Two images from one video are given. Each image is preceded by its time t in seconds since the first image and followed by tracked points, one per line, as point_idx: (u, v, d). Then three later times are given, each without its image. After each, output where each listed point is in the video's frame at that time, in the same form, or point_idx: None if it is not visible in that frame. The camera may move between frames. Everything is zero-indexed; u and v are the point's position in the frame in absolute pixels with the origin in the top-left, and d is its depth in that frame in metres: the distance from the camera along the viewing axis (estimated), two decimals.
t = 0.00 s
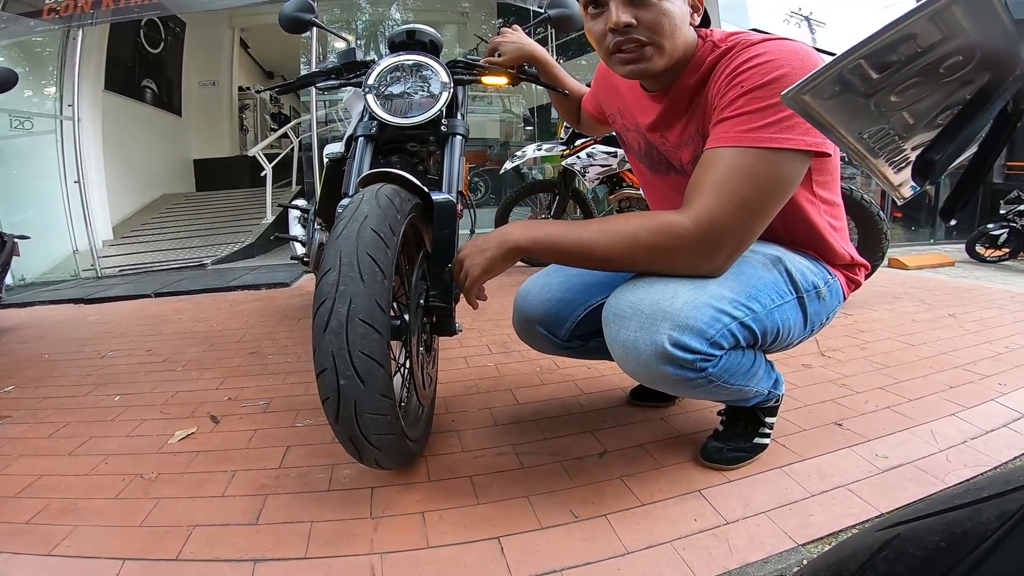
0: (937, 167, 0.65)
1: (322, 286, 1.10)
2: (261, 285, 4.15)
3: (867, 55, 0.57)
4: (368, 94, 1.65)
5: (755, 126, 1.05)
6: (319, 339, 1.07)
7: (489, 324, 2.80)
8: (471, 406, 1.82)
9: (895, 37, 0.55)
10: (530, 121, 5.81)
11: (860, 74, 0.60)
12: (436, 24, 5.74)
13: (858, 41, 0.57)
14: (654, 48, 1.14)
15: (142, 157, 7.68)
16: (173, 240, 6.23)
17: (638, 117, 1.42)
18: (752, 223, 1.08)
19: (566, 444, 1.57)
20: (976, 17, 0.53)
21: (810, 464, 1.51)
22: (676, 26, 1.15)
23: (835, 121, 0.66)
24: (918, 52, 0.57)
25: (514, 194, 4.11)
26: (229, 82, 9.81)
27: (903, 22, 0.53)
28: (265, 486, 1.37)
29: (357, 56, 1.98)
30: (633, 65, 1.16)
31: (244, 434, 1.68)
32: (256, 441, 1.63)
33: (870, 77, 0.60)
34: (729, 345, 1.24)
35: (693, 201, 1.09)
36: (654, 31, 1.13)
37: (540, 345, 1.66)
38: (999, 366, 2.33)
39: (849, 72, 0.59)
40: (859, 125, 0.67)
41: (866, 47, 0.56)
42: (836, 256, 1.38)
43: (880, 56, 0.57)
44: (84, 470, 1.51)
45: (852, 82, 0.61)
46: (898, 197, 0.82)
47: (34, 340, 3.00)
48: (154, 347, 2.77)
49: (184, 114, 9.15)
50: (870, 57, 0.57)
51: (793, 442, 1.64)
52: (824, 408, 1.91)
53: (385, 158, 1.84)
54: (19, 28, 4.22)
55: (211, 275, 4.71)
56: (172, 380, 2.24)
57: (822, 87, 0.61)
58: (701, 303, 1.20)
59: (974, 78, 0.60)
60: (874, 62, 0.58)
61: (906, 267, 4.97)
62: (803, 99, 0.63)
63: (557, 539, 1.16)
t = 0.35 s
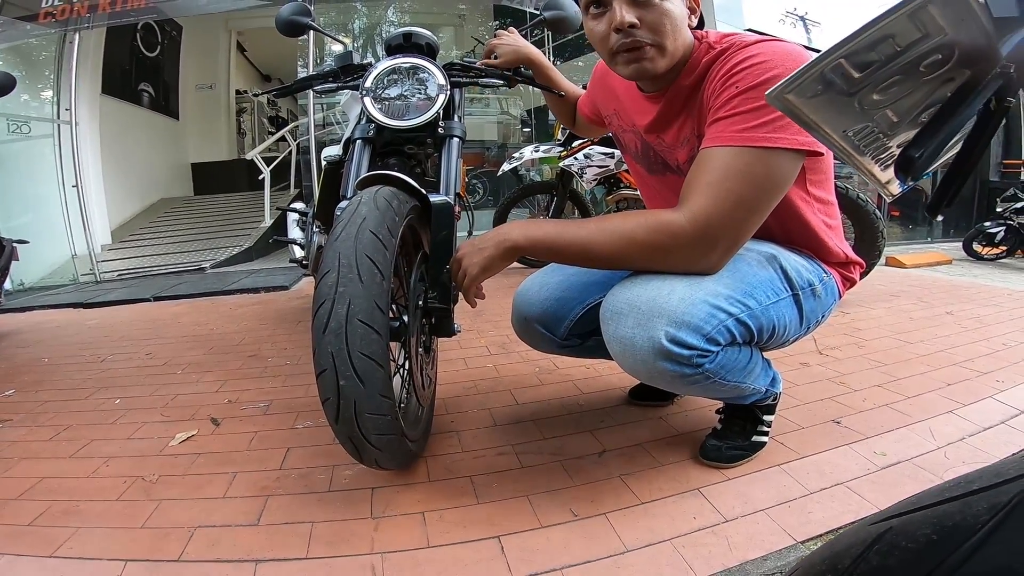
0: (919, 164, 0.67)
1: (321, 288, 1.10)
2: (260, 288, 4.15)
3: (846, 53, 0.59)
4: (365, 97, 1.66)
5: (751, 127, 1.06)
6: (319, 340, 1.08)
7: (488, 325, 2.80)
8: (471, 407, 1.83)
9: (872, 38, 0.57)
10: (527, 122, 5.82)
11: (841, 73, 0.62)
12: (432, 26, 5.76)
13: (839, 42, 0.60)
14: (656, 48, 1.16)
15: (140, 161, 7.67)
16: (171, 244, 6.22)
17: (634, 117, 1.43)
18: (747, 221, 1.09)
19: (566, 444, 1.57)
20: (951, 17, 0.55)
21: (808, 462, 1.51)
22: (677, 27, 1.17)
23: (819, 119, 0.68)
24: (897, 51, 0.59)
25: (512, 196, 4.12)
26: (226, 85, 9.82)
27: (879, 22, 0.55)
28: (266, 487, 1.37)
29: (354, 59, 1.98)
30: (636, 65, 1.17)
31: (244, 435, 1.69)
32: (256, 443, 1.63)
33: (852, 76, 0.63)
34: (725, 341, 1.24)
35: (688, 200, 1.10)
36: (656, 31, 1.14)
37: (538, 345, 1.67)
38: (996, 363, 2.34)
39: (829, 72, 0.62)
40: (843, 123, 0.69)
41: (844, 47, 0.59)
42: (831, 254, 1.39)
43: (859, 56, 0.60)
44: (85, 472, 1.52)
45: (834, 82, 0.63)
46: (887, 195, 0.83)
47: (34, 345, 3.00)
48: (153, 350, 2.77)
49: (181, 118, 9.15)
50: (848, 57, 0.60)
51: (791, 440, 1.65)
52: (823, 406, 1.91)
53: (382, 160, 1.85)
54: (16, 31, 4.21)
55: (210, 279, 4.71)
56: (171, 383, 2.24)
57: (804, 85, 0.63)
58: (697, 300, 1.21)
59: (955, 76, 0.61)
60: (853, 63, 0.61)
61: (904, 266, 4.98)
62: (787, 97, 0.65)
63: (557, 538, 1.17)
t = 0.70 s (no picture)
0: (897, 181, 0.65)
1: (319, 302, 1.11)
2: (257, 298, 4.15)
3: (825, 72, 0.61)
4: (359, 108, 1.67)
5: (743, 137, 1.08)
6: (317, 354, 1.08)
7: (485, 334, 2.81)
8: (469, 416, 1.84)
9: (851, 55, 0.60)
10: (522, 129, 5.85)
11: (821, 91, 0.64)
12: (426, 35, 5.80)
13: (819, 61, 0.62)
14: (647, 60, 1.18)
15: (134, 170, 7.67)
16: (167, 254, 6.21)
17: (628, 127, 1.45)
18: (740, 230, 1.11)
19: (563, 451, 1.58)
20: (927, 32, 0.58)
21: (804, 467, 1.53)
22: (668, 38, 1.19)
23: (801, 138, 0.70)
24: (873, 68, 0.62)
25: (508, 203, 4.14)
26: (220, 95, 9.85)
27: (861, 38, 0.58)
28: (266, 498, 1.38)
29: (348, 71, 2.00)
30: (628, 77, 1.19)
31: (243, 446, 1.69)
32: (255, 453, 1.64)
33: (831, 94, 0.65)
34: (720, 349, 1.26)
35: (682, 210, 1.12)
36: (646, 43, 1.16)
37: (535, 354, 1.68)
38: (989, 365, 2.36)
39: (809, 91, 0.64)
40: (824, 140, 0.70)
41: (824, 65, 0.61)
42: (823, 261, 1.41)
43: (837, 75, 0.62)
44: (85, 483, 1.52)
45: (814, 100, 0.65)
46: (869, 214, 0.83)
47: (30, 357, 2.99)
48: (151, 361, 2.77)
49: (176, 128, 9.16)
50: (827, 76, 0.62)
51: (788, 445, 1.66)
52: (818, 411, 1.93)
53: (377, 172, 1.86)
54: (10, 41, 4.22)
55: (206, 289, 4.71)
56: (169, 395, 2.24)
57: (785, 104, 0.65)
58: (691, 309, 1.23)
59: (933, 91, 0.65)
60: (832, 82, 0.63)
61: (897, 268, 5.02)
62: (769, 118, 0.67)
63: (556, 545, 1.17)
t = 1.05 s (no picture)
0: (887, 187, 0.67)
1: (319, 307, 1.12)
2: (253, 303, 4.15)
3: (818, 82, 0.63)
4: (357, 113, 1.67)
5: (738, 142, 1.09)
6: (318, 359, 1.09)
7: (483, 338, 2.82)
8: (468, 419, 1.84)
9: (844, 65, 0.61)
10: (518, 132, 5.84)
11: (814, 100, 0.65)
12: (421, 38, 5.82)
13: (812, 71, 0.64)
14: (644, 64, 1.19)
15: (129, 175, 7.64)
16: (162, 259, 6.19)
17: (624, 131, 1.47)
18: (737, 235, 1.12)
19: (562, 453, 1.59)
20: (916, 41, 0.60)
21: (801, 467, 1.54)
22: (664, 42, 1.20)
23: (794, 146, 0.71)
24: (864, 78, 0.63)
25: (504, 207, 4.15)
26: (214, 99, 9.84)
27: (854, 48, 0.59)
28: (266, 502, 1.38)
29: (345, 76, 2.00)
30: (625, 80, 1.20)
31: (243, 451, 1.69)
32: (256, 458, 1.64)
33: (824, 103, 0.66)
34: (717, 351, 1.27)
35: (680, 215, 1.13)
36: (643, 46, 1.18)
37: (534, 356, 1.69)
38: (983, 364, 2.38)
39: (803, 100, 0.65)
40: (817, 147, 0.72)
41: (817, 75, 0.62)
42: (818, 263, 1.42)
43: (830, 85, 0.63)
44: (85, 488, 1.52)
45: (807, 109, 0.67)
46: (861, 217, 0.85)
47: (26, 362, 2.98)
48: (148, 367, 2.76)
49: (170, 132, 9.14)
50: (821, 85, 0.63)
51: (785, 445, 1.68)
52: (815, 411, 1.94)
53: (375, 177, 1.85)
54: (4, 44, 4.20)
55: (202, 295, 4.70)
56: (167, 400, 2.24)
57: (780, 113, 0.66)
58: (688, 311, 1.24)
59: (922, 98, 0.66)
60: (826, 90, 0.64)
61: (891, 269, 5.05)
62: (764, 126, 0.68)
63: (557, 546, 1.19)
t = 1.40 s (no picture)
0: (888, 190, 0.68)
1: (321, 312, 1.12)
2: (252, 307, 4.15)
3: (819, 87, 0.63)
4: (358, 117, 1.68)
5: (738, 146, 1.10)
6: (320, 363, 1.09)
7: (483, 341, 2.82)
8: (469, 423, 1.84)
9: (844, 70, 0.62)
10: (516, 136, 5.87)
11: (815, 105, 0.66)
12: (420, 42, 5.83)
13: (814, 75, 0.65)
14: (644, 70, 1.20)
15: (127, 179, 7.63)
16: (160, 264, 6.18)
17: (624, 135, 1.47)
18: (741, 241, 1.13)
19: (563, 457, 1.59)
20: (917, 46, 0.60)
21: (802, 468, 1.54)
22: (664, 49, 1.20)
23: (796, 149, 0.71)
24: (865, 82, 0.64)
25: (504, 210, 4.16)
26: (213, 103, 9.84)
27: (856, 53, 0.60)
28: (268, 506, 1.38)
29: (346, 80, 2.00)
30: (625, 85, 1.21)
31: (243, 455, 1.69)
32: (256, 462, 1.64)
33: (825, 107, 0.67)
34: (720, 353, 1.28)
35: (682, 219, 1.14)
36: (643, 53, 1.18)
37: (535, 360, 1.69)
38: (982, 366, 2.39)
39: (804, 105, 0.66)
40: (818, 151, 0.72)
41: (819, 80, 0.63)
42: (816, 265, 1.43)
43: (831, 89, 0.64)
44: (85, 493, 1.51)
45: (808, 114, 0.67)
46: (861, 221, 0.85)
47: (24, 367, 2.97)
48: (147, 371, 2.76)
49: (168, 136, 9.14)
50: (822, 91, 0.64)
51: (785, 447, 1.68)
52: (815, 413, 1.95)
53: (376, 180, 1.86)
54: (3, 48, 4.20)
55: (200, 299, 4.69)
56: (167, 404, 2.23)
57: (782, 118, 0.67)
58: (690, 314, 1.24)
59: (921, 102, 0.67)
60: (828, 95, 0.65)
61: (889, 271, 5.07)
62: (766, 131, 0.69)
63: (560, 549, 1.19)
